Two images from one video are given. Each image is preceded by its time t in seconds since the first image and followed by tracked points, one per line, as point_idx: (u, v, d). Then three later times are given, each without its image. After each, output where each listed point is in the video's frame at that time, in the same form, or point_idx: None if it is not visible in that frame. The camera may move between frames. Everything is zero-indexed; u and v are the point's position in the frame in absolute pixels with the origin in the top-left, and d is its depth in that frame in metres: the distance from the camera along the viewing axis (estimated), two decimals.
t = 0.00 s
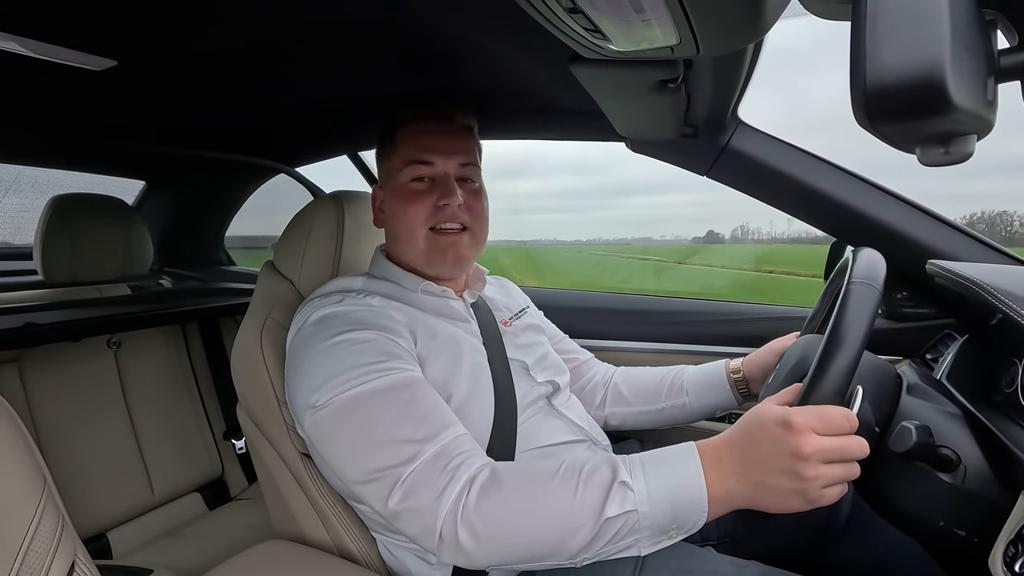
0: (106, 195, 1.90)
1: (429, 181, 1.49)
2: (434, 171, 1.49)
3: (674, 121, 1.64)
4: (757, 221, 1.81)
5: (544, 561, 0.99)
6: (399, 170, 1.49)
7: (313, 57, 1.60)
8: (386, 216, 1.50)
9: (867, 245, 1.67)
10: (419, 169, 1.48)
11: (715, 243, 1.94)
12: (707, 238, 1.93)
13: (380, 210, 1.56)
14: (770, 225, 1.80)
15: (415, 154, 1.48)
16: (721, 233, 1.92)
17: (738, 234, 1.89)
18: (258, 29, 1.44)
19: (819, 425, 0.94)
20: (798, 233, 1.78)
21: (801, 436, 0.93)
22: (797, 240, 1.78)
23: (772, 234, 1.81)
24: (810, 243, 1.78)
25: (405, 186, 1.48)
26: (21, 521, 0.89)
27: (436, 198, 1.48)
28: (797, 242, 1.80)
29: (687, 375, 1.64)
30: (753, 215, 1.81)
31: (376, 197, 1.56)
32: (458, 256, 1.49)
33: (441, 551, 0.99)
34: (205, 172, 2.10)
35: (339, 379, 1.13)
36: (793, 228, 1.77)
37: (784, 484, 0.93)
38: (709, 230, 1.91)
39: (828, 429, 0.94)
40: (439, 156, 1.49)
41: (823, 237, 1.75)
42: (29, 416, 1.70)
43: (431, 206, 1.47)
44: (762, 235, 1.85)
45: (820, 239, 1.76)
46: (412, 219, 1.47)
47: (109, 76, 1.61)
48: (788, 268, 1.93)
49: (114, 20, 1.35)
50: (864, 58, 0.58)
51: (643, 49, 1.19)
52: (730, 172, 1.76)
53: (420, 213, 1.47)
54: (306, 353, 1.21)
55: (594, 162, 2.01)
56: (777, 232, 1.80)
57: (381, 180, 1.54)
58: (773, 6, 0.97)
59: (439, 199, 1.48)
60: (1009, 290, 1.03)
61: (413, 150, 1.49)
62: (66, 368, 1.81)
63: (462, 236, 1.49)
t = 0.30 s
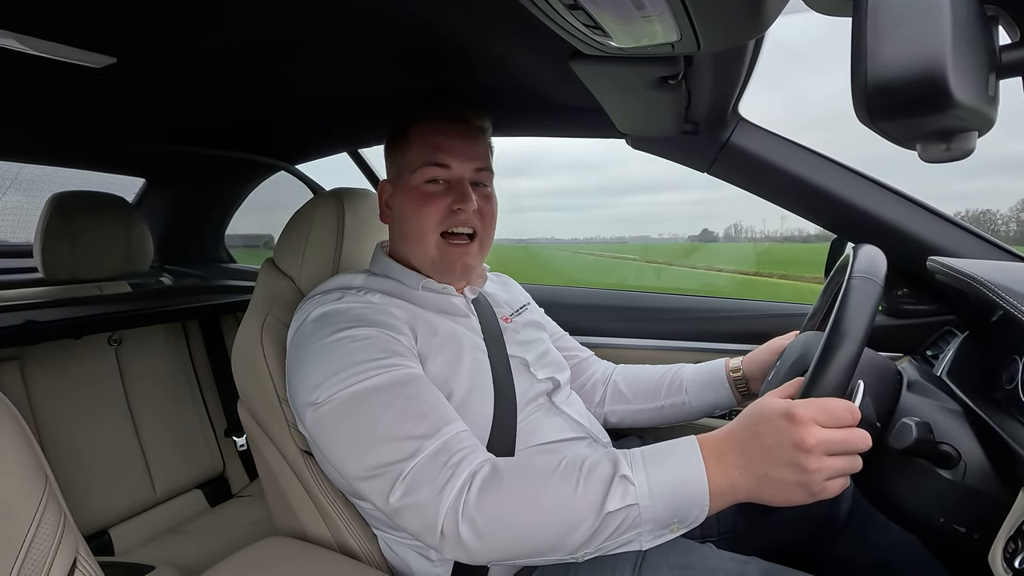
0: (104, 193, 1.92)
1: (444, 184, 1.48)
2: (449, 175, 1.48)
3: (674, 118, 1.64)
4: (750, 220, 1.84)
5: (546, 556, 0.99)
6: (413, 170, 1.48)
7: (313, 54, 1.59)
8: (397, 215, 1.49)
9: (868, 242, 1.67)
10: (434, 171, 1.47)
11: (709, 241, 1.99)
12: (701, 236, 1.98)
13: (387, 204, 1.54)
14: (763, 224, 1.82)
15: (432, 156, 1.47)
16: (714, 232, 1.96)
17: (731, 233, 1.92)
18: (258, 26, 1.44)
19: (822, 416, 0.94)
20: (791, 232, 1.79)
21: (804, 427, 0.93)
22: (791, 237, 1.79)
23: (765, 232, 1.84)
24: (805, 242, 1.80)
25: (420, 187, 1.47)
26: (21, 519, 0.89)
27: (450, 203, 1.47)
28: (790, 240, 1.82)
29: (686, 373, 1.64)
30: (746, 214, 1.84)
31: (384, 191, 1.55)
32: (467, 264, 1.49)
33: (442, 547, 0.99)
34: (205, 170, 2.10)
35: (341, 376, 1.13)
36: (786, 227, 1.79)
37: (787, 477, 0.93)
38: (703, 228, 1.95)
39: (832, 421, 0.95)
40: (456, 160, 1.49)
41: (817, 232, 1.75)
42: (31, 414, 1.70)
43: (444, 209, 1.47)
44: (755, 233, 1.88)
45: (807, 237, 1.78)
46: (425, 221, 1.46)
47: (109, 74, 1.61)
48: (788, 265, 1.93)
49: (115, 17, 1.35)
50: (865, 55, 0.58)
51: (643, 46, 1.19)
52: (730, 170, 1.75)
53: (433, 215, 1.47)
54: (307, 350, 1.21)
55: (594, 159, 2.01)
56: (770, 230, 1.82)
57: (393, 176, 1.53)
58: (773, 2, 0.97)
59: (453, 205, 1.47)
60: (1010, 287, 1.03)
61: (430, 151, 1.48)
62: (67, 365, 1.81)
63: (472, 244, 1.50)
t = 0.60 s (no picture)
0: (104, 191, 1.92)
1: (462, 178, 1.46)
2: (467, 167, 1.46)
3: (674, 123, 1.64)
4: (743, 218, 1.82)
5: (542, 561, 0.99)
6: (436, 168, 1.44)
7: (314, 55, 1.59)
8: (417, 220, 1.44)
9: (866, 248, 1.68)
10: (456, 166, 1.45)
11: (705, 240, 1.94)
12: (696, 235, 1.94)
13: (395, 212, 1.45)
14: (757, 222, 1.81)
15: (449, 151, 1.45)
16: (709, 231, 1.92)
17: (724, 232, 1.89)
18: (259, 26, 1.44)
19: (820, 420, 0.94)
20: (784, 229, 1.79)
21: (803, 431, 0.93)
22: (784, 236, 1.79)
23: (759, 230, 1.82)
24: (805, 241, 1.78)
25: (442, 186, 1.43)
26: (16, 518, 0.89)
27: (477, 194, 1.46)
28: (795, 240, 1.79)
29: (684, 378, 1.64)
30: (739, 211, 1.82)
31: (387, 198, 1.45)
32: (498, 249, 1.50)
33: (438, 552, 0.99)
34: (204, 169, 2.10)
35: (337, 380, 1.12)
36: (782, 224, 1.78)
37: (786, 481, 0.93)
38: (698, 227, 1.92)
39: (831, 425, 0.94)
40: (468, 151, 1.47)
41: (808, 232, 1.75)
42: (27, 413, 1.70)
43: (474, 201, 1.45)
44: (748, 232, 1.85)
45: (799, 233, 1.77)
46: (458, 217, 1.44)
47: (110, 73, 1.61)
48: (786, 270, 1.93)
49: (115, 16, 1.35)
50: (865, 61, 0.58)
51: (643, 51, 1.19)
52: (729, 175, 1.76)
53: (465, 210, 1.45)
54: (302, 354, 1.21)
55: (594, 163, 2.01)
56: (764, 228, 1.80)
57: (397, 181, 1.45)
58: (775, 8, 0.97)
59: (479, 195, 1.46)
60: (1009, 294, 1.03)
61: (444, 147, 1.45)
62: (64, 364, 1.81)
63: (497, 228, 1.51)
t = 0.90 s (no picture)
0: (100, 189, 1.90)
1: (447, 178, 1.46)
2: (451, 167, 1.47)
3: (673, 129, 1.65)
4: (737, 215, 1.81)
5: (537, 566, 0.99)
6: (421, 168, 1.44)
7: (314, 57, 1.60)
8: (404, 221, 1.44)
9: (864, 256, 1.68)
10: (440, 166, 1.45)
11: (699, 238, 1.92)
12: (691, 233, 1.91)
13: (381, 213, 1.45)
14: (751, 220, 1.80)
15: (434, 151, 1.45)
16: (704, 229, 1.89)
17: (716, 230, 1.87)
18: (260, 28, 1.44)
19: (813, 433, 0.94)
20: (778, 228, 1.78)
21: (797, 444, 0.93)
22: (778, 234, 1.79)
23: (754, 229, 1.81)
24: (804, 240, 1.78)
25: (428, 186, 1.43)
26: (8, 520, 0.89)
27: (462, 193, 1.46)
28: (787, 236, 1.79)
29: (683, 381, 1.64)
30: (733, 208, 1.81)
31: (373, 199, 1.45)
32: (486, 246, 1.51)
33: (433, 556, 0.99)
34: (204, 170, 2.10)
35: (334, 382, 1.12)
36: (775, 223, 1.77)
37: (779, 493, 0.93)
38: (692, 225, 1.89)
39: (822, 438, 0.94)
40: (452, 151, 1.47)
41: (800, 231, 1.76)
42: (22, 413, 1.70)
43: (458, 201, 1.45)
44: (742, 231, 1.84)
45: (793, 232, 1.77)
46: (443, 216, 1.44)
47: (111, 73, 1.61)
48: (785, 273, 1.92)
49: (116, 16, 1.35)
50: (863, 70, 0.58)
51: (644, 57, 1.19)
52: (728, 181, 1.76)
53: (450, 209, 1.45)
54: (299, 356, 1.21)
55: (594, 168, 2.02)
56: (759, 227, 1.79)
57: (384, 182, 1.45)
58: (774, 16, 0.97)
59: (464, 195, 1.46)
60: (1005, 303, 1.03)
61: (428, 148, 1.44)
62: (61, 363, 1.81)
63: (484, 226, 1.51)
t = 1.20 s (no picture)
0: (99, 189, 1.90)
1: (456, 181, 1.46)
2: (461, 171, 1.47)
3: (672, 130, 1.65)
4: (732, 214, 1.83)
5: (535, 568, 0.99)
6: (431, 171, 1.44)
7: (314, 58, 1.60)
8: (412, 222, 1.44)
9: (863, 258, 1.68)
10: (450, 170, 1.45)
11: (694, 236, 1.92)
12: (685, 231, 1.91)
13: (388, 213, 1.45)
14: (744, 218, 1.82)
15: (445, 155, 1.45)
16: (698, 227, 1.89)
17: (710, 228, 1.88)
18: (259, 28, 1.44)
19: (813, 432, 0.94)
20: (771, 227, 1.80)
21: (797, 443, 0.93)
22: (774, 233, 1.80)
23: (747, 226, 1.83)
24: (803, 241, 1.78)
25: (437, 189, 1.44)
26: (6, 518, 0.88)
27: (470, 197, 1.46)
28: (781, 235, 1.81)
29: (680, 386, 1.64)
30: (728, 207, 1.83)
31: (381, 199, 1.45)
32: (490, 251, 1.51)
33: (431, 557, 0.99)
34: (203, 170, 2.10)
35: (333, 383, 1.12)
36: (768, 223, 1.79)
37: (779, 492, 0.93)
38: (687, 223, 1.89)
39: (823, 437, 0.94)
40: (462, 155, 1.48)
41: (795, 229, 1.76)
42: (19, 412, 1.69)
43: (466, 205, 1.46)
44: (736, 229, 1.86)
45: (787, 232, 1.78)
46: (451, 219, 1.44)
47: (110, 72, 1.61)
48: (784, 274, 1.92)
49: (114, 14, 1.34)
50: (862, 73, 0.58)
51: (643, 59, 1.20)
52: (727, 183, 1.77)
53: (458, 213, 1.45)
54: (298, 357, 1.21)
55: (593, 170, 2.02)
56: (752, 225, 1.82)
57: (392, 182, 1.45)
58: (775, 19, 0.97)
59: (472, 199, 1.47)
60: (1004, 306, 1.02)
61: (438, 151, 1.45)
62: (58, 362, 1.80)
63: (489, 231, 1.52)
